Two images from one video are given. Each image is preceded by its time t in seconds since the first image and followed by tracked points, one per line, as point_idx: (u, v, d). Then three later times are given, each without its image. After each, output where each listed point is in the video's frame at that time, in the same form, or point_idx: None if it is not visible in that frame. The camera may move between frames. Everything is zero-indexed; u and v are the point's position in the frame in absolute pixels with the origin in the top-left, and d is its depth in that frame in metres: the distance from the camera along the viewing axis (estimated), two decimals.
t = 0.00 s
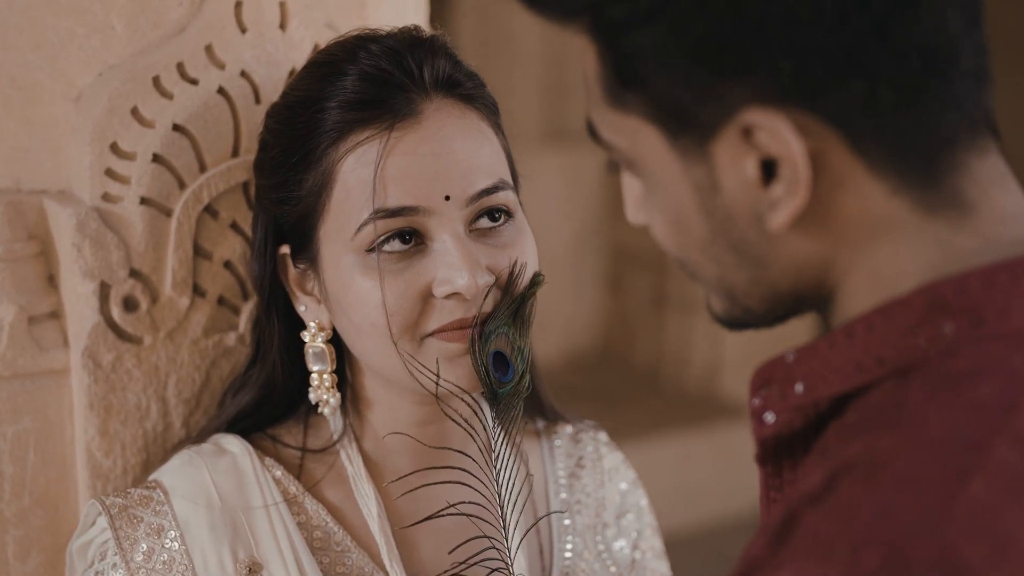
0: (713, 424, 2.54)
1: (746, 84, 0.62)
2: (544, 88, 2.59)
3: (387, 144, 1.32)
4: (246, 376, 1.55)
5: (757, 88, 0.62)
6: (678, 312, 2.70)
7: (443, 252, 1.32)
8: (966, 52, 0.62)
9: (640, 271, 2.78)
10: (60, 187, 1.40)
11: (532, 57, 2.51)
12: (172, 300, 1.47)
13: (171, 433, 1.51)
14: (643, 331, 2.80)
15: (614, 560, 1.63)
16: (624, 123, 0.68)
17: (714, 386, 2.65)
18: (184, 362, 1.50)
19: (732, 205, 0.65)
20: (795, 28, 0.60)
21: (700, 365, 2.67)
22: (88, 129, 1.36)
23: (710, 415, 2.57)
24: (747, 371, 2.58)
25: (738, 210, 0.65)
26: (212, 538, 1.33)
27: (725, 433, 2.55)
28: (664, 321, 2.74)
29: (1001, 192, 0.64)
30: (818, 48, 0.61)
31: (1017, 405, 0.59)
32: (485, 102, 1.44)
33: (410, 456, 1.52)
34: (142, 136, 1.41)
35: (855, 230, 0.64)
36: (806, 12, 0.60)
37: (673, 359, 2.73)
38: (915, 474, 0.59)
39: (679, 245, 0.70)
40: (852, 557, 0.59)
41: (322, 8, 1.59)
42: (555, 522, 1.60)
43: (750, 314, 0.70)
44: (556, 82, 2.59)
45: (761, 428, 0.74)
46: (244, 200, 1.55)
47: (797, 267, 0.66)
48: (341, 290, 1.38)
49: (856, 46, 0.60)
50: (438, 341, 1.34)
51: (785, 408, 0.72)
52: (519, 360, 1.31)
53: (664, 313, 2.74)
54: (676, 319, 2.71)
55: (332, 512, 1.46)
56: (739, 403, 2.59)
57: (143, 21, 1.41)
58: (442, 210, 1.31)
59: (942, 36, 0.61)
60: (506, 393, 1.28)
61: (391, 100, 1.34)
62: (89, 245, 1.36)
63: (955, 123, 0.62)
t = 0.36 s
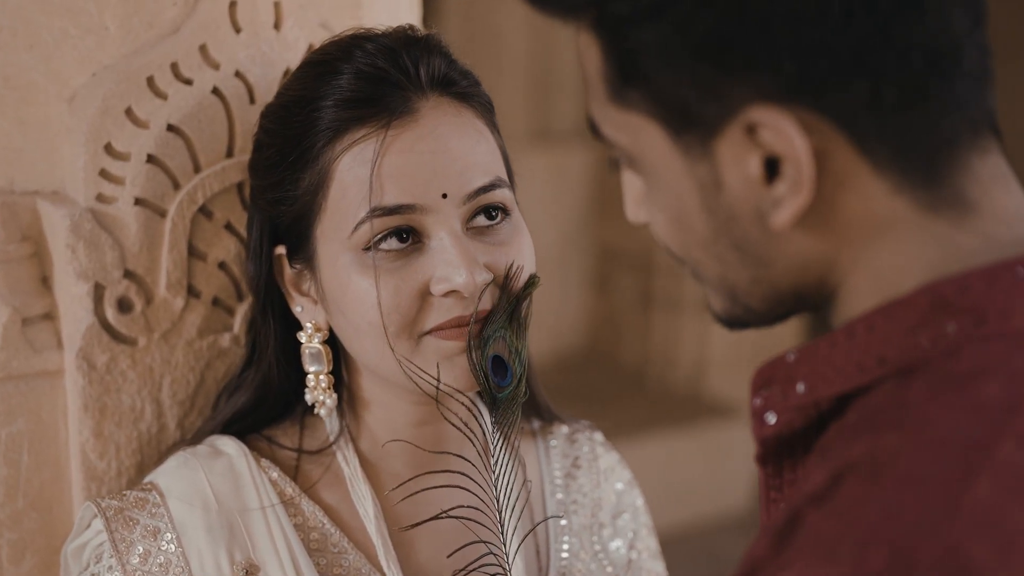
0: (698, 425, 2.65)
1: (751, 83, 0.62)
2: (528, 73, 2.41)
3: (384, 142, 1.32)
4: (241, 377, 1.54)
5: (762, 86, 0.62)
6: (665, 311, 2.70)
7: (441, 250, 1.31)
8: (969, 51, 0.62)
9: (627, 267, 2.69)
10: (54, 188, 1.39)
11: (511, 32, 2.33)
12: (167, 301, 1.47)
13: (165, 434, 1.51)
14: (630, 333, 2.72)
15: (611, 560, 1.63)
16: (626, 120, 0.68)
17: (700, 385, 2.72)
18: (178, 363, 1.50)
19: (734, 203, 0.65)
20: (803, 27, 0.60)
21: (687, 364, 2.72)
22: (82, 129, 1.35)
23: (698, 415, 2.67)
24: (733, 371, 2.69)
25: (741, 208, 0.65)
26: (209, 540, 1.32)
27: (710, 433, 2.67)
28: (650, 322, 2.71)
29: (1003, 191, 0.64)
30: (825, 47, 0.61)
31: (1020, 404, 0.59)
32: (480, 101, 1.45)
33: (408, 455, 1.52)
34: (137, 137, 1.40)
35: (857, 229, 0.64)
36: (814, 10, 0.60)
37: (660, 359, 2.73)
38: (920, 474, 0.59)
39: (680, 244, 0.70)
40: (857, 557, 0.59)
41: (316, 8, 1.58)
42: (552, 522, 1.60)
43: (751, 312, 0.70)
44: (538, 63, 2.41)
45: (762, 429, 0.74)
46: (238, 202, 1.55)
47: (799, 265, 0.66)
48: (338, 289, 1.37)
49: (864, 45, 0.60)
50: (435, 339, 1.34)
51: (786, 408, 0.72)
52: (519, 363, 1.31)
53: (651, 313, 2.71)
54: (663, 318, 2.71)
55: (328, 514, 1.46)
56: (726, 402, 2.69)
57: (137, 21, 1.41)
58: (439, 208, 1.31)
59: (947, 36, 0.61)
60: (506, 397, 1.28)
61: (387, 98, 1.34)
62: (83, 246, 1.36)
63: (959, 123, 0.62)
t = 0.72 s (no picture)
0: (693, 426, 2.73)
1: (755, 80, 0.62)
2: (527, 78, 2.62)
3: (381, 141, 1.31)
4: (237, 377, 1.54)
5: (767, 84, 0.62)
6: (651, 311, 2.92)
7: (439, 248, 1.31)
8: (972, 49, 0.62)
9: (611, 269, 2.95)
10: (47, 189, 1.39)
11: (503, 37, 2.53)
12: (162, 302, 1.46)
13: (160, 436, 1.50)
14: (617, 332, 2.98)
15: (608, 560, 1.63)
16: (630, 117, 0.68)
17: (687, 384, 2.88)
18: (173, 364, 1.49)
19: (737, 200, 0.65)
20: (812, 24, 0.60)
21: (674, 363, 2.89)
22: (76, 130, 1.35)
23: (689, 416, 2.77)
24: (722, 370, 2.79)
25: (744, 205, 0.65)
26: (205, 541, 1.32)
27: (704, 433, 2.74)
28: (636, 319, 2.95)
29: (1004, 189, 0.64)
30: (829, 45, 0.61)
31: None
32: (477, 99, 1.44)
33: (405, 455, 1.51)
34: (131, 137, 1.40)
35: (859, 227, 0.64)
36: (817, 7, 0.60)
37: (645, 358, 2.95)
38: (927, 472, 0.59)
39: (683, 241, 0.70)
40: (864, 556, 0.59)
41: (310, 8, 1.58)
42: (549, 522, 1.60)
43: (753, 310, 0.70)
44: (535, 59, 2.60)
45: (764, 427, 0.74)
46: (233, 202, 1.54)
47: (802, 262, 0.66)
48: (335, 288, 1.37)
49: (868, 45, 0.60)
50: (433, 336, 1.34)
51: (789, 406, 0.72)
52: (516, 368, 1.31)
53: (636, 313, 2.95)
54: (649, 317, 2.92)
55: (325, 514, 1.45)
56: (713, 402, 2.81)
57: (131, 21, 1.40)
58: (438, 206, 1.31)
59: (951, 34, 0.61)
60: (503, 402, 1.28)
61: (384, 96, 1.34)
62: (78, 246, 1.35)
63: (963, 122, 0.62)
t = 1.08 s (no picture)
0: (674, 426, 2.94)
1: (760, 75, 0.62)
2: (513, 82, 2.93)
3: (378, 137, 1.31)
4: (233, 377, 1.53)
5: (771, 79, 0.62)
6: (633, 312, 3.19)
7: (436, 244, 1.31)
8: (974, 45, 0.62)
9: (597, 269, 3.19)
10: (40, 189, 1.38)
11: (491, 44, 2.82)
12: (156, 302, 1.46)
13: (155, 436, 1.49)
14: (603, 334, 3.22)
15: (603, 559, 1.62)
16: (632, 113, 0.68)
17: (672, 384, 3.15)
18: (167, 365, 1.49)
19: (739, 196, 0.65)
20: (814, 20, 0.61)
21: (660, 362, 3.17)
22: (70, 130, 1.34)
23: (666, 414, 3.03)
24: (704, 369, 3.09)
25: (746, 201, 0.65)
26: (202, 541, 1.32)
27: (688, 433, 2.95)
28: (623, 320, 3.21)
29: (1003, 186, 0.64)
30: (835, 40, 0.61)
31: None
32: (473, 96, 1.45)
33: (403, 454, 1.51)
34: (126, 136, 1.39)
35: (860, 224, 0.64)
36: (821, 2, 0.60)
37: (633, 358, 3.20)
38: (933, 470, 0.59)
39: (684, 238, 0.70)
40: (871, 554, 0.58)
41: (304, 7, 1.59)
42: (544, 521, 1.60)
43: (753, 307, 0.70)
44: (522, 60, 2.90)
45: (764, 425, 0.74)
46: (227, 201, 1.54)
47: (803, 258, 0.66)
48: (332, 286, 1.36)
49: (872, 40, 0.60)
50: (430, 333, 1.34)
51: (789, 404, 0.72)
52: (514, 372, 1.31)
53: (621, 314, 3.21)
54: (634, 318, 3.20)
55: (322, 514, 1.45)
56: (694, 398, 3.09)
57: (125, 19, 1.40)
58: (435, 202, 1.31)
59: (953, 30, 0.61)
60: (501, 406, 1.29)
61: (380, 92, 1.34)
62: (72, 246, 1.34)
63: (965, 118, 0.62)
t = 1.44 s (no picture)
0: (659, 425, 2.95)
1: (764, 74, 0.62)
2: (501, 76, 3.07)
3: (376, 133, 1.31)
4: (230, 377, 1.53)
5: (776, 78, 0.62)
6: (621, 309, 3.16)
7: (434, 240, 1.31)
8: (978, 44, 0.62)
9: (583, 269, 3.22)
10: (35, 189, 1.37)
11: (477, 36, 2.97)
12: (152, 302, 1.45)
13: (151, 437, 1.49)
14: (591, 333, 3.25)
15: (601, 558, 1.61)
16: (635, 111, 0.68)
17: (659, 381, 3.11)
18: (164, 365, 1.48)
19: (743, 192, 0.65)
20: (818, 18, 0.61)
21: (649, 360, 3.13)
22: (66, 129, 1.33)
23: (656, 414, 3.02)
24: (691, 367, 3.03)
25: (749, 198, 0.65)
26: (200, 542, 1.31)
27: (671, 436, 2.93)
28: (608, 318, 3.21)
29: (1006, 184, 0.64)
30: (839, 38, 0.61)
31: None
32: (470, 94, 1.45)
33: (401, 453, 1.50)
34: (121, 136, 1.38)
35: (864, 222, 0.64)
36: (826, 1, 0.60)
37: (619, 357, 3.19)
38: (940, 467, 0.59)
39: (687, 235, 0.70)
40: (879, 551, 0.59)
41: (300, 6, 1.59)
42: (542, 520, 1.60)
43: (755, 305, 0.70)
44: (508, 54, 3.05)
45: (767, 424, 0.74)
46: (224, 201, 1.54)
47: (807, 256, 0.66)
48: (331, 283, 1.36)
49: (876, 38, 0.60)
50: (428, 330, 1.33)
51: (792, 403, 0.72)
52: (513, 376, 1.30)
53: (608, 311, 3.21)
54: (622, 316, 3.17)
55: (320, 514, 1.45)
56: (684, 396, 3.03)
57: (121, 19, 1.39)
58: (433, 197, 1.31)
59: (958, 27, 0.61)
60: (499, 409, 1.28)
61: (378, 89, 1.34)
62: (68, 246, 1.33)
63: (969, 116, 0.62)
